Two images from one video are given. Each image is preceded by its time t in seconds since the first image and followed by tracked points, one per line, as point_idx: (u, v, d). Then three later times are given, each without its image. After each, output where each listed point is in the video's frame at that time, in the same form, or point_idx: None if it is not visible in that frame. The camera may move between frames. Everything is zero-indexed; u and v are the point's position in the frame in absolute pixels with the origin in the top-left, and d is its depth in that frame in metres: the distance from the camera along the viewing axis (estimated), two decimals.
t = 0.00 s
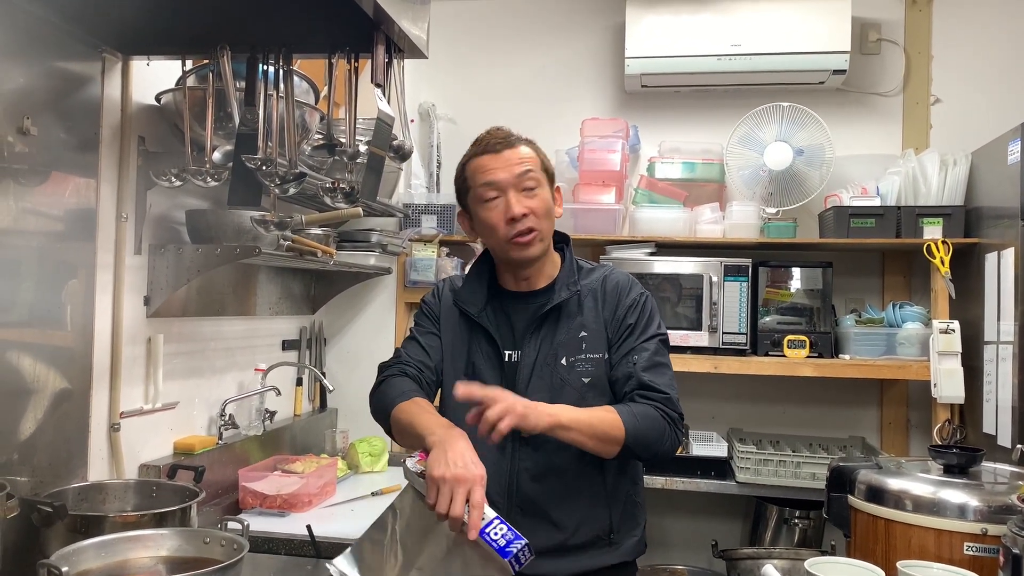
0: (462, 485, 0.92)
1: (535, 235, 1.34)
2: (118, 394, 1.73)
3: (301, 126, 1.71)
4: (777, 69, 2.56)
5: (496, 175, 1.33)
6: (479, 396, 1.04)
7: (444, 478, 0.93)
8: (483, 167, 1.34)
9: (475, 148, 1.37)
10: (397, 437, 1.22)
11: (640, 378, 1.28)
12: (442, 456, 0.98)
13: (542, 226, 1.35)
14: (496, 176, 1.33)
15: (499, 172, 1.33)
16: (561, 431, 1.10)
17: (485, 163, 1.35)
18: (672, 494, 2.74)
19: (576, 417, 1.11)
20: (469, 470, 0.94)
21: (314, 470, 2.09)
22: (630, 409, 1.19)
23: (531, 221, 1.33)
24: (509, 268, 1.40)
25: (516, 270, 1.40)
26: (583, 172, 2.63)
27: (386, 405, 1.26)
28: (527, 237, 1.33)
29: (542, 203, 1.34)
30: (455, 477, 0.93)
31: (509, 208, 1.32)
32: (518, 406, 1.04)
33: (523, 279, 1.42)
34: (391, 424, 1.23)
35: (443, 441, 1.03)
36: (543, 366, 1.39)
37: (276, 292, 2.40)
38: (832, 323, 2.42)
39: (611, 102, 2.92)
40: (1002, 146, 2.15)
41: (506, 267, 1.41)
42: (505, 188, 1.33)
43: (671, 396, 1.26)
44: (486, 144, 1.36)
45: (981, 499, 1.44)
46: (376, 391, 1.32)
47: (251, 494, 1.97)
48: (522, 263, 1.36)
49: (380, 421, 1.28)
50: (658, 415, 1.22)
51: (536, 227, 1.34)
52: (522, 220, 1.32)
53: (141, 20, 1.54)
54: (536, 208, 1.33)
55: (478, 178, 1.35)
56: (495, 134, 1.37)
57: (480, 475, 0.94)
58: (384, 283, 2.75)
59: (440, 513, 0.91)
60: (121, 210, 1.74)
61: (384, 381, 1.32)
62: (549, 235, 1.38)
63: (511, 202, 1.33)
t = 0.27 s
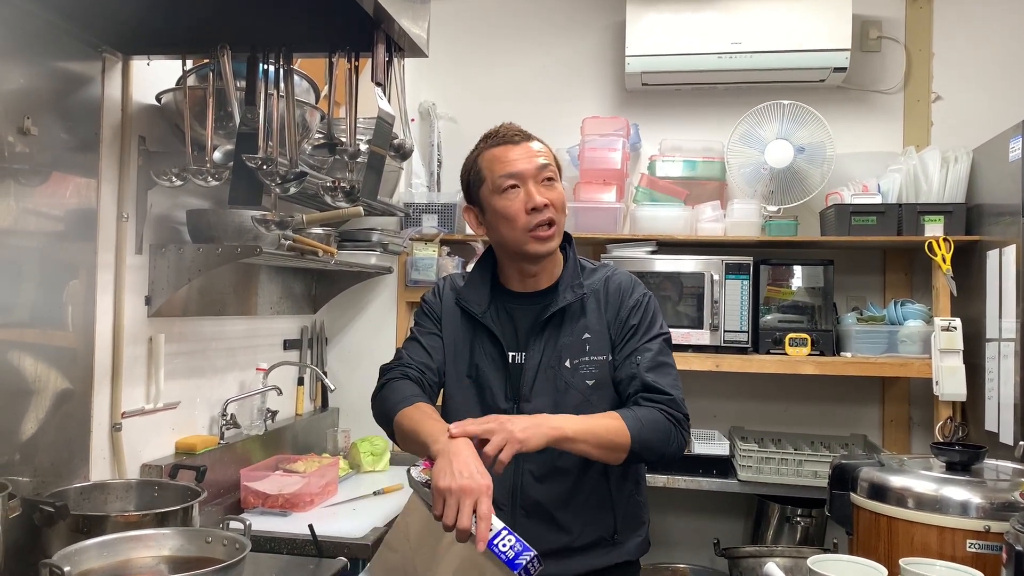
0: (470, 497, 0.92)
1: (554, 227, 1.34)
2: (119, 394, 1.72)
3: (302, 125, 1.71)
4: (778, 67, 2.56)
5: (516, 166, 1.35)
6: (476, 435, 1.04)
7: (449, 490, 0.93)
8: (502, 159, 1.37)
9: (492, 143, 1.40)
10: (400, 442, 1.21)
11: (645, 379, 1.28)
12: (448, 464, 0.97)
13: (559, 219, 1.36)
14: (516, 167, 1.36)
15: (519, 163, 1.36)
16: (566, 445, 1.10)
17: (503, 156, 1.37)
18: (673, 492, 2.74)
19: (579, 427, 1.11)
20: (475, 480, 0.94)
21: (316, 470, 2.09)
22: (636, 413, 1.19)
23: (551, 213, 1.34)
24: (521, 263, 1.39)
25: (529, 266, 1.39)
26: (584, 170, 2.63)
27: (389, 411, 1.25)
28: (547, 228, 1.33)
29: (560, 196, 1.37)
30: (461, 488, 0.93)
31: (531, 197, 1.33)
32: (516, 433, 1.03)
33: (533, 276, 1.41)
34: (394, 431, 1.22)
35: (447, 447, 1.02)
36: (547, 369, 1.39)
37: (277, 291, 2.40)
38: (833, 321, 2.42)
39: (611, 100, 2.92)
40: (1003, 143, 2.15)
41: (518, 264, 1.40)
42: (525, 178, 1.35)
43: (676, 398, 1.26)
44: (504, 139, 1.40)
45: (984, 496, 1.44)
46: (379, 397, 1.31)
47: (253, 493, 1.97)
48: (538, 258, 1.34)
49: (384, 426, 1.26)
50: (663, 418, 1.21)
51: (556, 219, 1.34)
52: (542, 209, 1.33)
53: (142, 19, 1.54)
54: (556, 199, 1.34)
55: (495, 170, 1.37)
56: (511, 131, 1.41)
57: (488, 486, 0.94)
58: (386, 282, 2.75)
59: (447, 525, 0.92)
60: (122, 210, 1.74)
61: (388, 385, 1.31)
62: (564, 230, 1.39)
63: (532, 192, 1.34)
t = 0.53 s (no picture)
0: (473, 514, 0.92)
1: (543, 229, 1.34)
2: (119, 391, 1.72)
3: (300, 122, 1.70)
4: (778, 64, 2.56)
5: (506, 167, 1.35)
6: (473, 447, 1.04)
7: (454, 508, 0.93)
8: (492, 159, 1.36)
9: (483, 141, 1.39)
10: (400, 455, 1.21)
11: (643, 385, 1.28)
12: (450, 481, 0.97)
13: (549, 220, 1.36)
14: (505, 167, 1.35)
15: (508, 164, 1.35)
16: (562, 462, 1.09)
17: (493, 155, 1.36)
18: (673, 490, 2.74)
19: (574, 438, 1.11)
20: (480, 496, 0.93)
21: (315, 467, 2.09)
22: (631, 422, 1.19)
23: (540, 215, 1.34)
24: (514, 266, 1.39)
25: (520, 267, 1.39)
26: (583, 167, 2.63)
27: (389, 427, 1.25)
28: (535, 231, 1.33)
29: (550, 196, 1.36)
30: (466, 505, 0.93)
31: (520, 199, 1.33)
32: (513, 448, 1.03)
33: (526, 278, 1.41)
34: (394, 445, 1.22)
35: (449, 462, 1.02)
36: (544, 375, 1.39)
37: (276, 289, 2.40)
38: (832, 318, 2.42)
39: (611, 97, 2.91)
40: (1002, 139, 2.15)
41: (509, 265, 1.40)
42: (514, 179, 1.34)
43: (674, 403, 1.25)
44: (492, 138, 1.39)
45: (982, 492, 1.44)
46: (378, 413, 1.31)
47: (253, 490, 1.97)
48: (528, 260, 1.35)
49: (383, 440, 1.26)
50: (660, 425, 1.21)
51: (546, 220, 1.35)
52: (531, 211, 1.33)
53: (139, 16, 1.54)
54: (546, 200, 1.34)
55: (485, 170, 1.37)
56: (502, 128, 1.39)
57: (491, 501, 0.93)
58: (384, 280, 2.74)
59: (453, 542, 0.92)
60: (121, 207, 1.74)
61: (386, 399, 1.31)
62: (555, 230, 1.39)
63: (521, 194, 1.34)
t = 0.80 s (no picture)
0: (473, 495, 0.92)
1: (552, 219, 1.35)
2: (119, 386, 1.73)
3: (301, 117, 1.70)
4: (779, 60, 2.55)
5: (523, 154, 1.35)
6: (467, 427, 1.04)
7: (454, 489, 0.93)
8: (509, 146, 1.37)
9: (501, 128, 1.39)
10: (400, 442, 1.21)
11: (644, 375, 1.28)
12: (448, 463, 0.97)
13: (560, 212, 1.36)
14: (522, 154, 1.35)
15: (526, 151, 1.35)
16: (557, 442, 1.09)
17: (511, 143, 1.37)
18: (673, 486, 2.74)
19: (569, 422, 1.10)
20: (479, 478, 0.94)
21: (316, 462, 2.09)
22: (631, 410, 1.19)
23: (551, 205, 1.34)
24: (519, 253, 1.39)
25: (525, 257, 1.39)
26: (584, 163, 2.62)
27: (386, 412, 1.25)
28: (545, 220, 1.33)
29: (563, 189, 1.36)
30: (466, 487, 0.93)
31: (533, 187, 1.33)
32: (510, 429, 1.02)
33: (529, 267, 1.41)
34: (393, 431, 1.22)
35: (444, 445, 1.02)
36: (544, 361, 1.38)
37: (276, 285, 2.40)
38: (833, 314, 2.42)
39: (611, 93, 2.91)
40: (1003, 136, 2.15)
41: (515, 254, 1.40)
42: (530, 167, 1.35)
43: (674, 394, 1.27)
44: (512, 126, 1.40)
45: (982, 488, 1.44)
46: (375, 398, 1.30)
47: (253, 486, 1.98)
48: (534, 248, 1.35)
49: (380, 426, 1.26)
50: (659, 415, 1.21)
51: (556, 211, 1.35)
52: (543, 200, 1.33)
53: (139, 11, 1.53)
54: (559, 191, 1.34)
55: (501, 155, 1.37)
56: (521, 118, 1.40)
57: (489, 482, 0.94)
58: (386, 276, 2.75)
59: (452, 524, 0.92)
60: (121, 203, 1.74)
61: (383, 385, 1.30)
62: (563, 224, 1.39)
63: (535, 182, 1.34)
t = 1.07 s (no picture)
0: (424, 453, 1.07)
1: (527, 225, 1.33)
2: (119, 381, 1.72)
3: (300, 112, 1.70)
4: (780, 56, 2.55)
5: (493, 163, 1.31)
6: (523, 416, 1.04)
7: (411, 461, 1.09)
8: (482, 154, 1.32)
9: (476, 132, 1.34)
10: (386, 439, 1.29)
11: (658, 376, 1.31)
12: (406, 443, 1.13)
13: (535, 215, 1.33)
14: (492, 164, 1.31)
15: (495, 161, 1.31)
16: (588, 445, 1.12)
17: (483, 150, 1.32)
18: (672, 482, 2.74)
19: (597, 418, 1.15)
20: (426, 439, 1.09)
21: (315, 458, 2.09)
22: (647, 409, 1.24)
23: (524, 212, 1.32)
24: (507, 254, 1.40)
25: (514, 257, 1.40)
26: (584, 159, 2.62)
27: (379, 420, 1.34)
28: (518, 229, 1.32)
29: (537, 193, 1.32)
30: (417, 452, 1.09)
31: (502, 198, 1.30)
32: (561, 426, 1.05)
33: (522, 265, 1.42)
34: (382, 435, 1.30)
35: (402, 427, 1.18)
36: (541, 352, 1.38)
37: (276, 280, 2.40)
38: (833, 311, 2.42)
39: (612, 89, 2.91)
40: (1004, 132, 2.14)
41: (505, 253, 1.41)
42: (499, 177, 1.31)
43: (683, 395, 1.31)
44: (490, 126, 1.34)
45: (982, 484, 1.44)
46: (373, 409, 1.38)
47: (254, 481, 1.98)
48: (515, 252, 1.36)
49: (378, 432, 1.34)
50: (673, 415, 1.26)
51: (529, 217, 1.32)
52: (512, 211, 1.31)
53: (139, 4, 1.53)
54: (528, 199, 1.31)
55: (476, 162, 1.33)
56: (496, 119, 1.33)
57: (434, 436, 1.09)
58: (384, 271, 2.74)
59: (423, 483, 1.07)
60: (121, 197, 1.74)
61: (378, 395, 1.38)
62: (547, 222, 1.36)
63: (505, 193, 1.30)
